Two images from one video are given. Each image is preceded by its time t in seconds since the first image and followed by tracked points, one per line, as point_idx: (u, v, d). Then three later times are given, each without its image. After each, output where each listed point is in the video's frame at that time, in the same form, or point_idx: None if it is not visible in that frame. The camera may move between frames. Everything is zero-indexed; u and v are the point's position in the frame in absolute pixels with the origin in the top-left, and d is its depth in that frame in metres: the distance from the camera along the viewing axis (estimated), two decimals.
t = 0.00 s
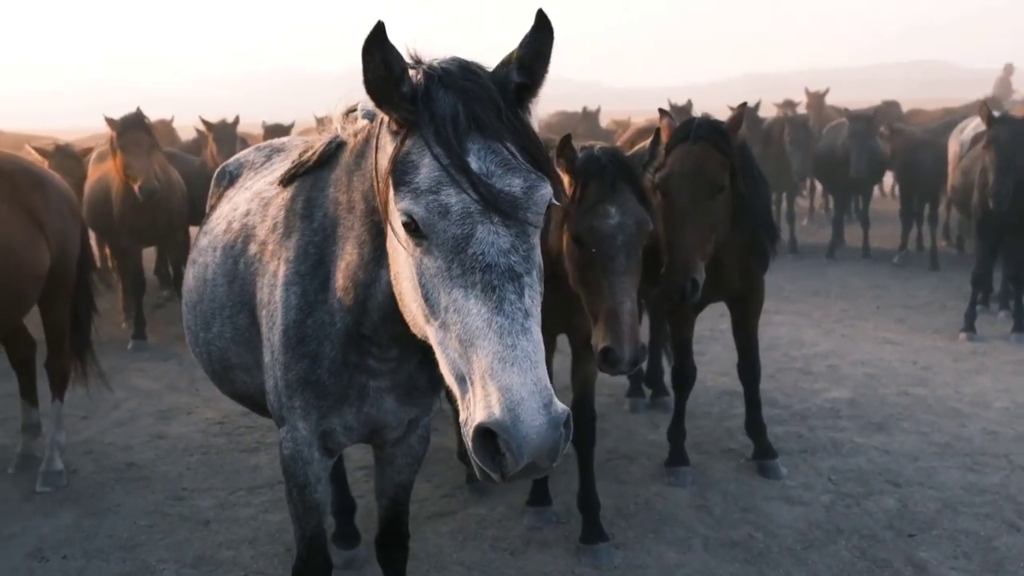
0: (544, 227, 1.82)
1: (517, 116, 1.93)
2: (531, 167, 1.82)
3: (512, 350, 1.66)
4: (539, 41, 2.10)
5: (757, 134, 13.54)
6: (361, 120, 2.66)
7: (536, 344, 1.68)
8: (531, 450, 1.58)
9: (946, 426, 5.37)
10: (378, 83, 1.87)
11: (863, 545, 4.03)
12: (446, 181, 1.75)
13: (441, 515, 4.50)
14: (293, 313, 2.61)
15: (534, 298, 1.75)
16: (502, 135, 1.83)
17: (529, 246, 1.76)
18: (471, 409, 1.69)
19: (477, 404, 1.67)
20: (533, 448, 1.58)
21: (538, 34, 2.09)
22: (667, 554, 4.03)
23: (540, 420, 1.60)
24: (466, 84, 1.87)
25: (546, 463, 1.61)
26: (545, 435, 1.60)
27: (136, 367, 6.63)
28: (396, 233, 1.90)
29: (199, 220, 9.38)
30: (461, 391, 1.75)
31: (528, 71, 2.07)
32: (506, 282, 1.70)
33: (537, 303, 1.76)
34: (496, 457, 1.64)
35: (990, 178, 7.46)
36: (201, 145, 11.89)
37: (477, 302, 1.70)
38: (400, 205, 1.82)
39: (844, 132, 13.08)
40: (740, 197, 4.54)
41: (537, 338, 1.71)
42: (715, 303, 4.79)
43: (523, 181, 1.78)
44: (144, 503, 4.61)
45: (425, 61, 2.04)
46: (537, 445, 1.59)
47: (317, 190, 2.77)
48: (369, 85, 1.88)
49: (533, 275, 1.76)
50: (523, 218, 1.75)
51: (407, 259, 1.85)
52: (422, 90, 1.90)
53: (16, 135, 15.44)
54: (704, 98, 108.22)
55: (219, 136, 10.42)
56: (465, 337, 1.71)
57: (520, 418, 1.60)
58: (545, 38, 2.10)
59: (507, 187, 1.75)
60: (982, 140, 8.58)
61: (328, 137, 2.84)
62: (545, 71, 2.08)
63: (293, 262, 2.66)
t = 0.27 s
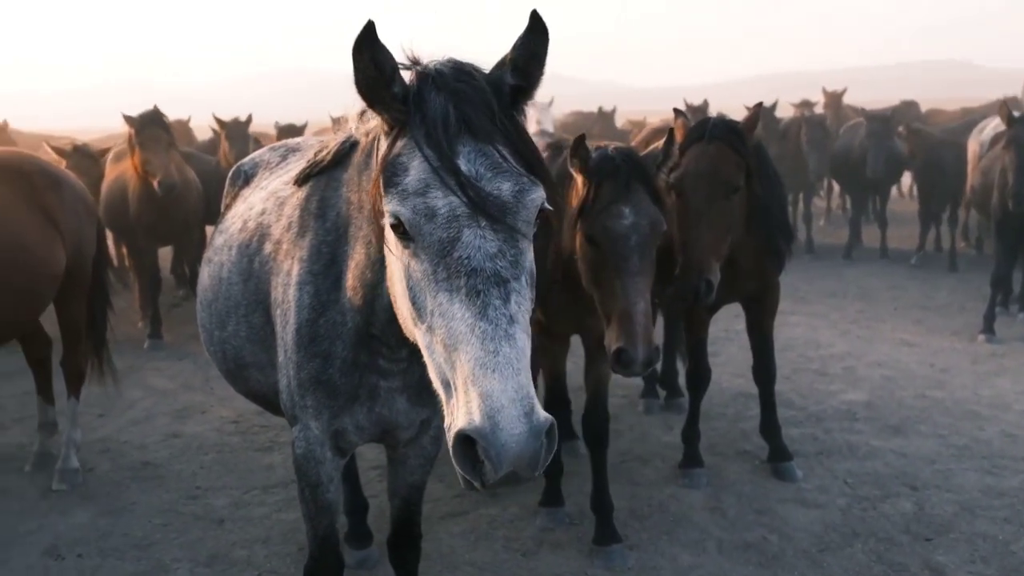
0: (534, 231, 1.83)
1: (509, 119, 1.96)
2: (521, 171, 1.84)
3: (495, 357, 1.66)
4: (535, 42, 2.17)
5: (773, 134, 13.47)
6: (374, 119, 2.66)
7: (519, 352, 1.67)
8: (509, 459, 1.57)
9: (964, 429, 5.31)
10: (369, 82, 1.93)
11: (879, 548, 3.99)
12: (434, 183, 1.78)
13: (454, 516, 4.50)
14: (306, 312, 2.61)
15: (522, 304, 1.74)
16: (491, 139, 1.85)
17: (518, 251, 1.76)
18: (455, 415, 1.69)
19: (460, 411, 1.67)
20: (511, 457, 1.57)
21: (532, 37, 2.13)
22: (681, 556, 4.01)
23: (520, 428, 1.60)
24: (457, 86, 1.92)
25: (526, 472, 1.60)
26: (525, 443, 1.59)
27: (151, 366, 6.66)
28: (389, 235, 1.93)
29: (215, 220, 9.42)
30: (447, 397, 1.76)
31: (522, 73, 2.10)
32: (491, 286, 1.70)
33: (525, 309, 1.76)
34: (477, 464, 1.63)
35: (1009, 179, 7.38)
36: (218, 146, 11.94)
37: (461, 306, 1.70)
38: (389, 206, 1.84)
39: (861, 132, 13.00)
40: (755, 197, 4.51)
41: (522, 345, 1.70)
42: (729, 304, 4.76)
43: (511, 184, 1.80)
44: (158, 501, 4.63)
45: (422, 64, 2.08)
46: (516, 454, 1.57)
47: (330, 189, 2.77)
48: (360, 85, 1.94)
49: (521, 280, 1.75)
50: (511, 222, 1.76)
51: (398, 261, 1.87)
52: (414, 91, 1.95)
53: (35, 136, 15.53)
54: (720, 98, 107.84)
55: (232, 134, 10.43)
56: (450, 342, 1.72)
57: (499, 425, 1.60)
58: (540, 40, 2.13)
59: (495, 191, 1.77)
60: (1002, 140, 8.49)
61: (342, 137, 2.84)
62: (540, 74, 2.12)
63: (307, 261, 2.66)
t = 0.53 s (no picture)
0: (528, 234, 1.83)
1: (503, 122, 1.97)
2: (515, 175, 1.85)
3: (483, 364, 1.66)
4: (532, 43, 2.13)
5: (794, 133, 13.38)
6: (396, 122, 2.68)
7: (507, 358, 1.68)
8: (494, 467, 1.58)
9: (987, 432, 5.25)
10: (364, 83, 1.98)
11: (899, 553, 3.95)
12: (426, 186, 1.79)
13: (471, 515, 4.49)
14: (323, 311, 2.62)
15: (514, 309, 1.74)
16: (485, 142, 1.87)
17: (511, 255, 1.76)
18: (445, 421, 1.71)
19: (449, 416, 1.69)
20: (497, 464, 1.58)
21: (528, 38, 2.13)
22: (698, 559, 3.99)
23: (506, 436, 1.60)
24: (452, 88, 1.94)
25: (512, 480, 1.60)
26: (511, 451, 1.60)
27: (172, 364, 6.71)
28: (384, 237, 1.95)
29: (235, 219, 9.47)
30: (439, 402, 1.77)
31: (519, 76, 2.12)
32: (481, 291, 1.70)
33: (517, 315, 1.76)
34: (464, 471, 1.64)
35: None
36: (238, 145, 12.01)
37: (451, 311, 1.71)
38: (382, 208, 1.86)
39: (883, 131, 12.89)
40: (774, 198, 4.47)
41: (512, 352, 1.70)
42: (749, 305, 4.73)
43: (505, 188, 1.81)
44: (177, 499, 4.65)
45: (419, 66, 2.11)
46: (501, 463, 1.58)
47: (349, 189, 2.78)
48: (355, 85, 1.99)
49: (513, 285, 1.75)
50: (504, 226, 1.77)
51: (392, 264, 1.89)
52: (409, 94, 1.98)
53: (60, 136, 15.71)
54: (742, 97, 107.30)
55: (248, 131, 10.46)
56: (440, 346, 1.73)
57: (485, 432, 1.61)
58: (537, 41, 2.14)
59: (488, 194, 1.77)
60: None
61: (361, 137, 2.85)
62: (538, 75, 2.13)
63: (325, 260, 2.67)
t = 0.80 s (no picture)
0: (514, 239, 1.88)
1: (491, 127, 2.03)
2: (500, 181, 1.90)
3: (464, 371, 1.71)
4: (520, 45, 2.19)
5: (809, 133, 13.30)
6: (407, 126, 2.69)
7: (489, 366, 1.72)
8: (471, 476, 1.62)
9: (1004, 434, 5.20)
10: (350, 87, 2.07)
11: (915, 556, 3.92)
12: (411, 192, 1.85)
13: (483, 516, 4.49)
14: (334, 311, 2.62)
15: (498, 315, 1.79)
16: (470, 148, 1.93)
17: (495, 261, 1.82)
18: (427, 428, 1.76)
19: (431, 423, 1.74)
20: (474, 473, 1.62)
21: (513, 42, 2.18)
22: (712, 561, 3.97)
23: (485, 444, 1.64)
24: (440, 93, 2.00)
25: (491, 488, 1.64)
26: (489, 459, 1.64)
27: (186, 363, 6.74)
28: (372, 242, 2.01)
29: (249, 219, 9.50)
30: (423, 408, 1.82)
31: (507, 80, 2.17)
32: (463, 297, 1.76)
33: (501, 321, 1.81)
34: (444, 478, 1.69)
35: None
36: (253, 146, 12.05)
37: (434, 317, 1.77)
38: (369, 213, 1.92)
39: (899, 130, 12.80)
40: (788, 199, 4.44)
41: (495, 359, 1.75)
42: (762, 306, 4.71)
43: (489, 194, 1.86)
44: (191, 498, 4.67)
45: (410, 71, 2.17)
46: (479, 471, 1.62)
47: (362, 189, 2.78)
48: (343, 89, 2.07)
49: (497, 291, 1.81)
50: (488, 232, 1.82)
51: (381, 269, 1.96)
52: (397, 99, 2.06)
53: (75, 137, 15.80)
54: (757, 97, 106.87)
55: (260, 130, 10.47)
56: (424, 352, 1.78)
57: (463, 440, 1.65)
58: (524, 44, 2.19)
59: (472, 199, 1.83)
60: None
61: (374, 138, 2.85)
62: (527, 79, 2.18)
63: (337, 261, 2.68)
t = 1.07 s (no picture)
0: (498, 246, 1.87)
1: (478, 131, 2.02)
2: (485, 186, 1.89)
3: (442, 379, 1.70)
4: (506, 49, 2.17)
5: (826, 133, 13.23)
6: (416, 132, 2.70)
7: (469, 374, 1.72)
8: (446, 485, 1.61)
9: (1023, 437, 5.14)
10: (336, 90, 2.07)
11: (931, 559, 3.88)
12: (395, 197, 1.85)
13: (495, 517, 4.49)
14: (347, 311, 2.62)
15: (479, 323, 1.79)
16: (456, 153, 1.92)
17: (477, 268, 1.81)
18: (407, 435, 1.75)
19: (410, 431, 1.74)
20: (449, 481, 1.61)
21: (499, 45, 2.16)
22: (725, 563, 3.95)
23: (461, 453, 1.63)
24: (427, 97, 1.99)
25: (467, 497, 1.63)
26: (465, 468, 1.63)
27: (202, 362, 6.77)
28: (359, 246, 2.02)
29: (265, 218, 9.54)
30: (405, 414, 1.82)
31: (494, 84, 2.15)
32: (444, 303, 1.75)
33: (483, 329, 1.80)
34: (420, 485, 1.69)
35: None
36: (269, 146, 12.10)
37: (415, 324, 1.76)
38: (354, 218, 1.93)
39: (917, 130, 12.71)
40: (803, 199, 4.41)
41: (475, 367, 1.74)
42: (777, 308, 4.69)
43: (473, 200, 1.85)
44: (206, 496, 4.69)
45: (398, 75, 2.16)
46: (454, 480, 1.61)
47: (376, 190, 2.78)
48: (330, 92, 2.08)
49: (479, 298, 1.80)
50: (471, 238, 1.81)
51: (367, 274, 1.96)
52: (384, 102, 2.05)
53: (93, 136, 15.93)
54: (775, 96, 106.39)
55: (274, 129, 10.50)
56: (405, 358, 1.78)
57: (439, 449, 1.64)
58: (509, 48, 2.17)
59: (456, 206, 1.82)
60: None
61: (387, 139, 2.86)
62: (514, 83, 2.17)
63: (350, 260, 2.68)
